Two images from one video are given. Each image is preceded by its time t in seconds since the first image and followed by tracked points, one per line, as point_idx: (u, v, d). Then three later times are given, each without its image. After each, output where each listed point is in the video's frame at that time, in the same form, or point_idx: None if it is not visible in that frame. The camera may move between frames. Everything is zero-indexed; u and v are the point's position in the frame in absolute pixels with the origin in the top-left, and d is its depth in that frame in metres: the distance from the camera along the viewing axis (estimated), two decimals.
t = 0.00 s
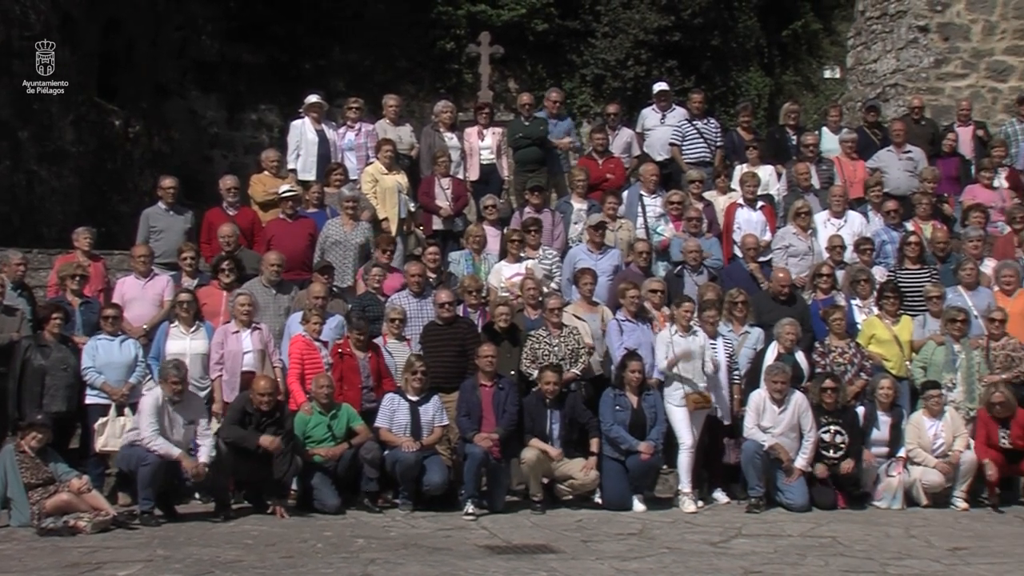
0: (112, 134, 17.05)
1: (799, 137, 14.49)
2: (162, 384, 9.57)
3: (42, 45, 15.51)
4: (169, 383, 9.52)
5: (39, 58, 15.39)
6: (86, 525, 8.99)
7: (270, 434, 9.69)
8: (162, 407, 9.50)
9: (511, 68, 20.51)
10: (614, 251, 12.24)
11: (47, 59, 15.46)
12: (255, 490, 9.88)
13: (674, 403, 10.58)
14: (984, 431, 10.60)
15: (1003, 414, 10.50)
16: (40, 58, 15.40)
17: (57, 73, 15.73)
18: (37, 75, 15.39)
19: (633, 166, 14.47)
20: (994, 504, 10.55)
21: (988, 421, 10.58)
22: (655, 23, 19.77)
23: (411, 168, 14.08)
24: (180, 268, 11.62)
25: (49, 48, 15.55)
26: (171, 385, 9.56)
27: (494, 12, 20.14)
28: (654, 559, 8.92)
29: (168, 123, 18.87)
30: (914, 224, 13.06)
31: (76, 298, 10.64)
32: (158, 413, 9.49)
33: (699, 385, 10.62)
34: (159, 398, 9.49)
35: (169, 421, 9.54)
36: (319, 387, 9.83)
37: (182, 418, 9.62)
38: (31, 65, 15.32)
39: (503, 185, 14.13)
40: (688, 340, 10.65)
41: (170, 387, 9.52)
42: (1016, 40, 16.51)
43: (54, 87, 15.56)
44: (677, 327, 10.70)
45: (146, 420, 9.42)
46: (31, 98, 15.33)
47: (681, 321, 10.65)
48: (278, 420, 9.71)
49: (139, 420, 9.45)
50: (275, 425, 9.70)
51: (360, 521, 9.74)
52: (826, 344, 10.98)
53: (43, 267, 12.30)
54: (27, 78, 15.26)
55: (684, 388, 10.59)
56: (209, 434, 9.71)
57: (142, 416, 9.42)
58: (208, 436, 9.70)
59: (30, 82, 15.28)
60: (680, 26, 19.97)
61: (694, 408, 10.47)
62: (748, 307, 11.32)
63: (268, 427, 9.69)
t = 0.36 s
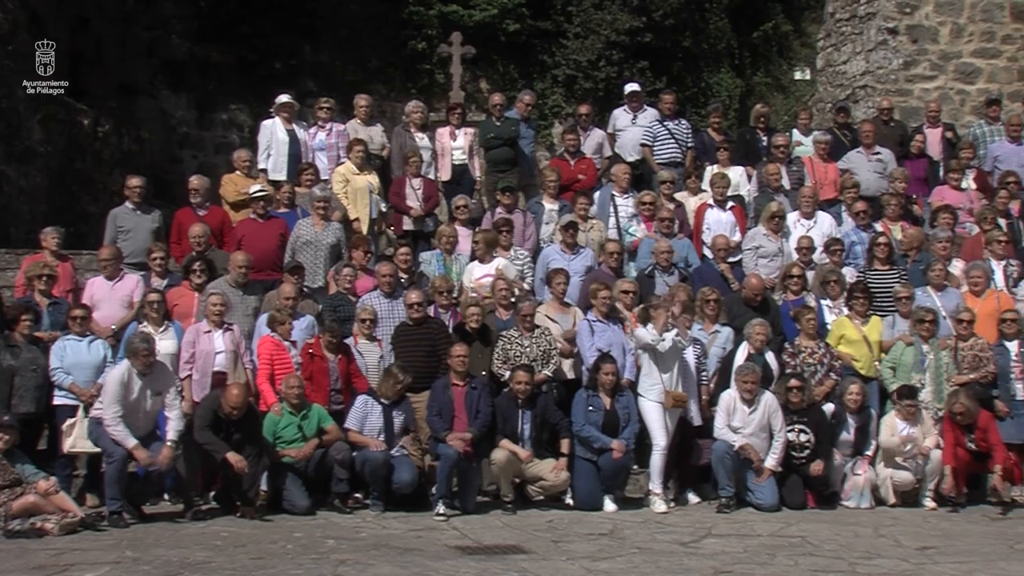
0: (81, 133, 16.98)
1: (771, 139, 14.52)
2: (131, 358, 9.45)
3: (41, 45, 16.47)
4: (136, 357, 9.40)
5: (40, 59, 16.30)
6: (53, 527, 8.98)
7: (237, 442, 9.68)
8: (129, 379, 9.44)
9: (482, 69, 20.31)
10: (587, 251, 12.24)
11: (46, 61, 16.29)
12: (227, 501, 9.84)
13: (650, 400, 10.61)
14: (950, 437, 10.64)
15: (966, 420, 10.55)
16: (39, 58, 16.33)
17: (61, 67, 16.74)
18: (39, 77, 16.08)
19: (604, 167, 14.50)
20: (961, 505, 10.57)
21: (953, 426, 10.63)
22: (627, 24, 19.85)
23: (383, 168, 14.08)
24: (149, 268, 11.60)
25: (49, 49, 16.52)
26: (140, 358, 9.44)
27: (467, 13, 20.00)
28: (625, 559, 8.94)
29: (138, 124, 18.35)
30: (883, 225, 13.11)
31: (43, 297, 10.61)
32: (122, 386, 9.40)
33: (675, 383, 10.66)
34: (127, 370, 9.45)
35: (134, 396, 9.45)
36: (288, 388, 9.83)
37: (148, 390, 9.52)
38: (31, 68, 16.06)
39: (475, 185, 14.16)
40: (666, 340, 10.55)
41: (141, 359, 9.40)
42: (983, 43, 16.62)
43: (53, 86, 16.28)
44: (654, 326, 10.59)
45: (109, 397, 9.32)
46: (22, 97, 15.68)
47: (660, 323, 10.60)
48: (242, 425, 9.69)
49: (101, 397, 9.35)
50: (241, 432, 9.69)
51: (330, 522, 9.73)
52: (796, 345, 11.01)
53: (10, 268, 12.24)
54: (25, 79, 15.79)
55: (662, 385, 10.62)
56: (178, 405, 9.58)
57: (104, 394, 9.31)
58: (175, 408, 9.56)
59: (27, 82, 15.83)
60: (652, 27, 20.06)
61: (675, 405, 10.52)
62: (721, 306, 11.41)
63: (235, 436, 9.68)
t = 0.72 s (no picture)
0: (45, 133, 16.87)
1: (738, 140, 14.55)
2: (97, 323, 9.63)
3: (42, 46, 17.14)
4: (105, 322, 9.59)
5: (39, 59, 17.09)
6: (16, 529, 8.95)
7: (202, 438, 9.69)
8: (96, 344, 9.60)
9: (450, 69, 20.39)
10: (556, 251, 12.23)
11: (46, 59, 17.13)
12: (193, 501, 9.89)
13: (620, 399, 10.56)
14: (911, 436, 10.68)
15: (926, 419, 10.57)
16: (39, 59, 17.09)
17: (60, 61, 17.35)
18: (38, 76, 17.06)
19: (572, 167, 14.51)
20: (926, 502, 10.69)
21: (913, 426, 10.66)
22: (594, 25, 19.86)
23: (350, 168, 14.04)
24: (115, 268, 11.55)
25: (49, 48, 17.18)
26: (109, 322, 9.62)
27: (434, 13, 20.03)
28: (592, 559, 8.94)
29: (104, 123, 18.11)
30: (848, 226, 13.17)
31: (6, 298, 10.49)
32: (88, 351, 9.55)
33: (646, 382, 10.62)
34: (94, 336, 9.60)
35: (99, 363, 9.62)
36: (252, 390, 9.79)
37: (116, 354, 9.71)
38: (31, 64, 17.04)
39: (443, 185, 14.22)
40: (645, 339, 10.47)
41: (112, 323, 9.60)
42: (947, 45, 16.80)
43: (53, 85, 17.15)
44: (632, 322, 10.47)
45: (79, 363, 9.46)
46: None
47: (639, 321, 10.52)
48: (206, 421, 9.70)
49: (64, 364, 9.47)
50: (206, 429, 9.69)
51: (296, 523, 9.71)
52: (762, 346, 11.04)
53: None
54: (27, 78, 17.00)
55: (632, 383, 10.57)
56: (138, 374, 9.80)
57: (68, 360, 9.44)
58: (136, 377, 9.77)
59: (29, 81, 16.99)
60: (619, 28, 20.09)
61: (646, 404, 10.52)
62: (677, 304, 11.18)
63: (201, 432, 9.69)
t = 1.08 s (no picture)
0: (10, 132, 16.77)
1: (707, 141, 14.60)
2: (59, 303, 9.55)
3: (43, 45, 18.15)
4: (69, 297, 9.53)
5: (40, 59, 18.06)
6: None
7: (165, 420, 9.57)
8: (60, 325, 9.48)
9: (418, 69, 20.28)
10: (526, 252, 12.21)
11: (46, 60, 18.09)
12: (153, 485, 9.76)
13: (594, 401, 10.51)
14: (878, 425, 10.79)
15: (898, 403, 10.71)
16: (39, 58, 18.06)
17: (61, 61, 18.29)
18: (38, 75, 18.07)
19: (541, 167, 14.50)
20: (892, 502, 10.79)
21: (884, 414, 10.77)
22: (562, 26, 19.92)
23: (318, 168, 14.01)
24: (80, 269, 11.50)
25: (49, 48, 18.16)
26: (73, 299, 9.57)
27: (403, 13, 19.77)
28: (560, 560, 8.94)
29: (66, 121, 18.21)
30: (816, 227, 13.23)
31: None
32: (54, 328, 9.42)
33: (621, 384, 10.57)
34: (57, 317, 9.48)
35: (65, 340, 9.50)
36: (216, 389, 9.80)
37: (77, 331, 9.65)
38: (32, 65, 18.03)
39: (411, 186, 14.13)
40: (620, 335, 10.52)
41: (73, 298, 9.55)
42: (914, 47, 16.91)
43: (53, 84, 18.09)
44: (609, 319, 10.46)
45: (47, 341, 9.34)
46: None
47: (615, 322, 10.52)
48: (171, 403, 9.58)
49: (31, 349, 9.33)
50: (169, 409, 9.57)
51: (263, 524, 9.69)
52: (729, 345, 11.03)
53: None
54: (28, 78, 18.04)
55: (605, 385, 10.53)
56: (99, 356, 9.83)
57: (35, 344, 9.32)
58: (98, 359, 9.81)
59: (29, 81, 18.03)
60: (588, 29, 20.14)
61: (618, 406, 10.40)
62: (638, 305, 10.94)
63: (164, 415, 9.57)
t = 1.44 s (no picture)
0: None
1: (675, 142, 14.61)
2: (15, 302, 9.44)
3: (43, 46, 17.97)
4: (27, 296, 9.39)
5: (40, 59, 17.92)
6: None
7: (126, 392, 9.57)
8: (17, 326, 9.36)
9: (387, 69, 20.31)
10: (495, 254, 12.19)
11: (47, 60, 17.96)
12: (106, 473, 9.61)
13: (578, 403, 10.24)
14: (848, 407, 10.86)
15: (862, 380, 10.86)
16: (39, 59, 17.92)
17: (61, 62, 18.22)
18: (39, 76, 18.00)
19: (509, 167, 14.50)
20: (855, 500, 10.89)
21: (849, 394, 10.86)
22: (530, 27, 19.91)
23: (284, 168, 13.97)
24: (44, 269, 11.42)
25: (48, 49, 18.01)
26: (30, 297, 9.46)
27: (371, 13, 19.68)
28: (526, 560, 8.94)
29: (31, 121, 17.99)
30: (782, 228, 13.28)
31: None
32: (11, 327, 9.32)
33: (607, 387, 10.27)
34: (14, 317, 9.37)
35: (23, 339, 9.38)
36: (179, 390, 9.79)
37: (36, 330, 9.52)
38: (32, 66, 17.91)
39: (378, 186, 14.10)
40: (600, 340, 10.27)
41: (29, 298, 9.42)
42: (879, 49, 16.99)
43: (52, 85, 18.10)
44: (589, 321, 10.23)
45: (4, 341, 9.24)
46: None
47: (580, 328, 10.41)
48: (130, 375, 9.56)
49: None
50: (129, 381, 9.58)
51: (229, 525, 9.66)
52: (697, 347, 10.98)
53: None
54: (28, 79, 17.93)
55: (587, 387, 10.24)
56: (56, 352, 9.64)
57: None
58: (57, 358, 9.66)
59: (29, 81, 17.92)
60: (556, 30, 20.13)
61: (599, 411, 10.14)
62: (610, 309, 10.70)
63: (123, 386, 9.54)
